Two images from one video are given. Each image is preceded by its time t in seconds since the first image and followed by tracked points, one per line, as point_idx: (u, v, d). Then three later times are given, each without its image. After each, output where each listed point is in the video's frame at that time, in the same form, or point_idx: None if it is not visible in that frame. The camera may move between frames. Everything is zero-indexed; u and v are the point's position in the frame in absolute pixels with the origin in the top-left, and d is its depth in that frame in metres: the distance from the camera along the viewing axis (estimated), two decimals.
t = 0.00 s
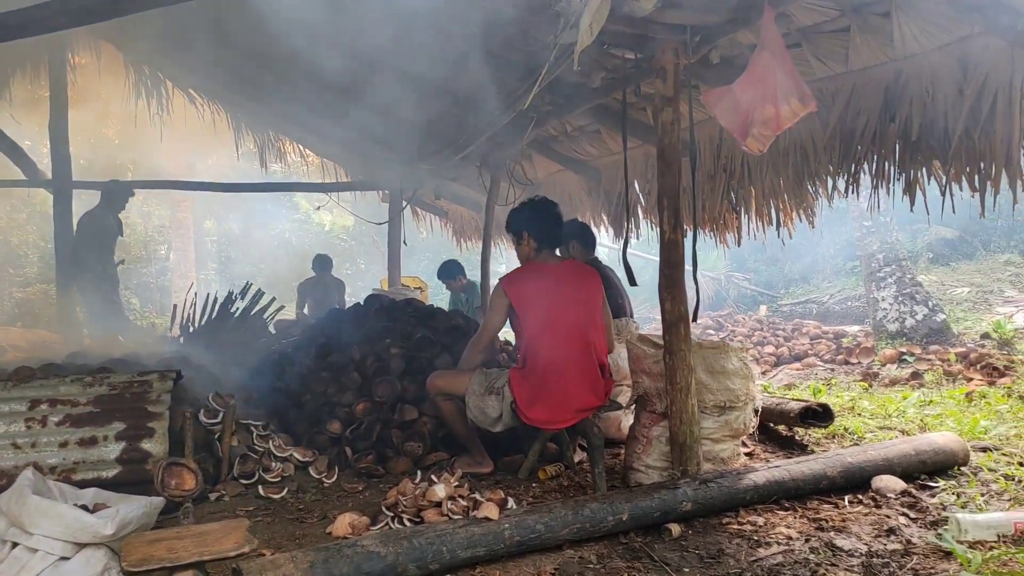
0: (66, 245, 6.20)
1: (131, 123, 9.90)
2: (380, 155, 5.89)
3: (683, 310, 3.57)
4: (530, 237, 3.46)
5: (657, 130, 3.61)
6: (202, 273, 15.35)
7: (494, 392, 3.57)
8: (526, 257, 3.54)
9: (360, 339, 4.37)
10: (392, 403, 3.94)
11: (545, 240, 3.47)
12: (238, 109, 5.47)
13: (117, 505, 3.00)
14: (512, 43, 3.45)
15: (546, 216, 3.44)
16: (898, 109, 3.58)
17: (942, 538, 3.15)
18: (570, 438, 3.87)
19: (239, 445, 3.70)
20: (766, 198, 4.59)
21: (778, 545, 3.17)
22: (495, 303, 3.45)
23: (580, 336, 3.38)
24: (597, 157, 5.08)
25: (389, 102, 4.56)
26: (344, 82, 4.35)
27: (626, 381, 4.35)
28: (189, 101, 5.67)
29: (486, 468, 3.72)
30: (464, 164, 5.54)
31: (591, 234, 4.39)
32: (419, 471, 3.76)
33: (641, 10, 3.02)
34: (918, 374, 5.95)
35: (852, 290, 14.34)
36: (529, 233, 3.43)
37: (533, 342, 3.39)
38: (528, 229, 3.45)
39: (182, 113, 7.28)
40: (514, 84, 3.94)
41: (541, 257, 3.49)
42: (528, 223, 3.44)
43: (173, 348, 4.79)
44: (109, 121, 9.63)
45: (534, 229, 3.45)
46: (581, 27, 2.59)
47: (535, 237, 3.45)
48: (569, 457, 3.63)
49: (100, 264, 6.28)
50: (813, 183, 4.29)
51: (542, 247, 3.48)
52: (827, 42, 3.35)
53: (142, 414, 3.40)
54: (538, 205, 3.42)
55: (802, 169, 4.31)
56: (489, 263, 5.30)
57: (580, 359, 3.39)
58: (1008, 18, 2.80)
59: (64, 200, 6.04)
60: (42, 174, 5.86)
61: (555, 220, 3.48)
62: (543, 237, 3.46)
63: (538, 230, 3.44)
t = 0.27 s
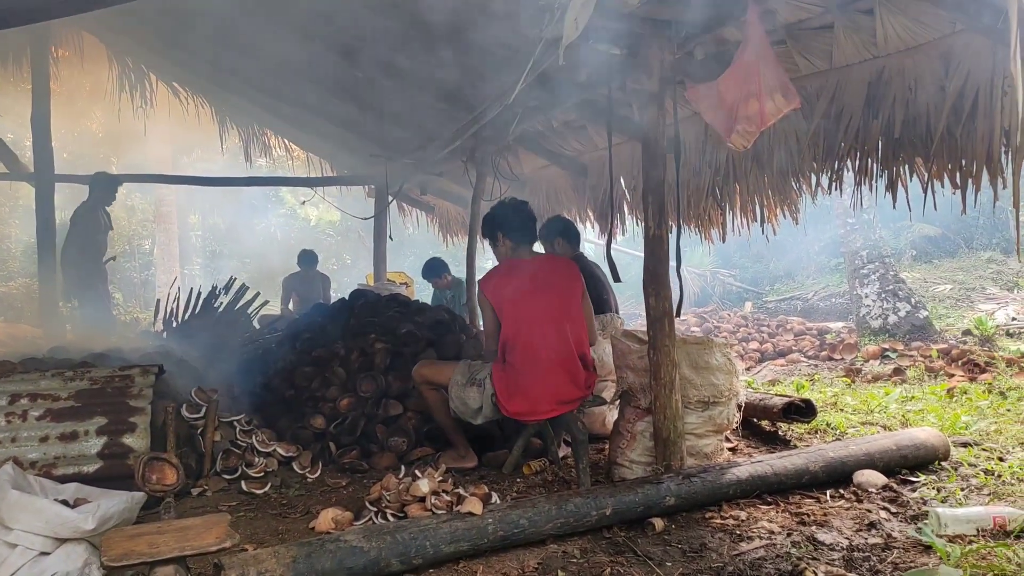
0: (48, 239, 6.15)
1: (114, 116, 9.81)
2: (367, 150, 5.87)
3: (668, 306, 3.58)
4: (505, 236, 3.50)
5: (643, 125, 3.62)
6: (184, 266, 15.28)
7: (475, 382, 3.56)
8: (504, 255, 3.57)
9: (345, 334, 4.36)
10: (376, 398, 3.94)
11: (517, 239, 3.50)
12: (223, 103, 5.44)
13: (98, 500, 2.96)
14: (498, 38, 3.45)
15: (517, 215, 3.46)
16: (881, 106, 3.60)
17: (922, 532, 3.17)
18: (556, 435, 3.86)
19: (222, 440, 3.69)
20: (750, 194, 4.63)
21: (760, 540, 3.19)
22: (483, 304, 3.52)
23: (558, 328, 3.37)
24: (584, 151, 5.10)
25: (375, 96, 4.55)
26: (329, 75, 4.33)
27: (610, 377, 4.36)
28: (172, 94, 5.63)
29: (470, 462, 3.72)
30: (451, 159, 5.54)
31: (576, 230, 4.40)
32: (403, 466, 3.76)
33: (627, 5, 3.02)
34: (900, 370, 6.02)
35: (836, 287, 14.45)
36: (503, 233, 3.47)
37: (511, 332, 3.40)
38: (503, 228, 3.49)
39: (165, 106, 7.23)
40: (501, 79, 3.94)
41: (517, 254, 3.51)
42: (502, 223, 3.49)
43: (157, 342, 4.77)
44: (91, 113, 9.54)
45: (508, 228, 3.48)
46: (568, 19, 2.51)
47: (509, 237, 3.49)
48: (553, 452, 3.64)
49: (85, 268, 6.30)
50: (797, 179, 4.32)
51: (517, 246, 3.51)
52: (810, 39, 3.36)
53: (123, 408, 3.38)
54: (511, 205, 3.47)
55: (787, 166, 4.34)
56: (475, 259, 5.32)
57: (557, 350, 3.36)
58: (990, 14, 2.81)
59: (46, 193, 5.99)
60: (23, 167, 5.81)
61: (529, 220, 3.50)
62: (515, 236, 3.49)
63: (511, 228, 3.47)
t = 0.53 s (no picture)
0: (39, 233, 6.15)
1: (103, 110, 9.76)
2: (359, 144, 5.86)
3: (659, 301, 3.58)
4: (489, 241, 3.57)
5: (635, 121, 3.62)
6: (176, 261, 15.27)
7: (465, 372, 3.55)
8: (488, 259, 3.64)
9: (336, 329, 4.36)
10: (367, 393, 3.94)
11: (502, 244, 3.59)
12: (214, 96, 5.43)
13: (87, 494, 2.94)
14: (490, 32, 3.44)
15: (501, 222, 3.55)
16: (872, 102, 3.61)
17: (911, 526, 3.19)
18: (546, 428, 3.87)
19: (212, 435, 3.68)
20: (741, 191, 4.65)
21: (750, 534, 3.21)
22: (467, 305, 3.52)
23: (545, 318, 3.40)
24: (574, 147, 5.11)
25: (367, 91, 4.54)
26: (320, 69, 4.32)
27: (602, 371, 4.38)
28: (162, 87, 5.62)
29: (461, 457, 3.72)
30: (443, 154, 5.54)
31: (567, 224, 4.42)
32: (394, 461, 3.77)
33: None
34: (890, 366, 6.06)
35: (826, 283, 14.51)
36: (486, 239, 3.56)
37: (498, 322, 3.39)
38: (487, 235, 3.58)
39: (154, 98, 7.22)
40: (492, 74, 3.93)
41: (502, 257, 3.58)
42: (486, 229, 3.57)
43: (147, 337, 4.76)
44: (80, 107, 9.48)
45: (491, 235, 3.57)
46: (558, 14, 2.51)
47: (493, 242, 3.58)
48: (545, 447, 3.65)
49: (77, 259, 6.32)
50: (789, 175, 4.34)
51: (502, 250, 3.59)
52: (801, 35, 3.37)
53: (113, 402, 3.37)
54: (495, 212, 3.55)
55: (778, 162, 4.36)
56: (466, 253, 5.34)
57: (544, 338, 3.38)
58: (981, 10, 2.82)
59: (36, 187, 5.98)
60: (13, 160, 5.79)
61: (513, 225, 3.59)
62: (500, 243, 3.59)
63: (495, 234, 3.55)
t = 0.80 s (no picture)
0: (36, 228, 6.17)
1: (99, 106, 9.75)
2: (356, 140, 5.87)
3: (655, 295, 3.59)
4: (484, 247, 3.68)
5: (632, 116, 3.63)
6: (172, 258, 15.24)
7: (461, 364, 3.56)
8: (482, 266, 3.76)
9: (332, 323, 4.36)
10: (364, 387, 3.95)
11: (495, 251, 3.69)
12: (210, 91, 5.43)
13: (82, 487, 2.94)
14: (486, 26, 3.45)
15: (494, 229, 3.65)
16: (868, 98, 3.62)
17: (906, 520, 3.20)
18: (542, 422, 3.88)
19: (208, 429, 3.69)
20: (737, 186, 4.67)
21: (746, 528, 3.21)
22: (461, 305, 3.60)
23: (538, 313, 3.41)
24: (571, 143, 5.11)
25: (364, 86, 4.55)
26: (317, 64, 4.33)
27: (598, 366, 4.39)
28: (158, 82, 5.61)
29: (457, 451, 3.73)
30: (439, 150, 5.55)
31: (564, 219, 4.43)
32: (390, 455, 3.78)
33: None
34: (886, 362, 6.07)
35: (822, 280, 14.54)
36: (478, 246, 3.68)
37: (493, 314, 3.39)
38: (480, 243, 3.68)
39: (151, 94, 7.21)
40: (489, 69, 3.94)
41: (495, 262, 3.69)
42: (480, 238, 3.67)
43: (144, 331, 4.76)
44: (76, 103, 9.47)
45: (485, 242, 3.68)
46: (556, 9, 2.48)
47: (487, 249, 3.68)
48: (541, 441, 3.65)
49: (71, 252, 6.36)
50: (784, 170, 4.36)
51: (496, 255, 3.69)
52: (796, 29, 3.38)
53: (110, 396, 3.37)
54: (488, 220, 3.66)
55: (774, 157, 4.37)
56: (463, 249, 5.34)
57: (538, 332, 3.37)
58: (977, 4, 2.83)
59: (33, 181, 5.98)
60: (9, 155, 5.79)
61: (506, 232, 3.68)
62: (494, 249, 3.69)
63: (488, 242, 3.66)
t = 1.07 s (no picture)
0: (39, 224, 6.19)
1: (99, 103, 9.76)
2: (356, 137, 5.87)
3: (655, 292, 3.59)
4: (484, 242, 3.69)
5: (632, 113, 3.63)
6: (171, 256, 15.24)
7: (462, 360, 3.56)
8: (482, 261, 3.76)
9: (333, 320, 4.36)
10: (364, 384, 3.95)
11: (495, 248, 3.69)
12: (211, 88, 5.43)
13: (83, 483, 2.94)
14: (487, 23, 3.45)
15: (494, 225, 3.65)
16: (868, 95, 3.63)
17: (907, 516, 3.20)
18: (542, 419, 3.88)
19: (209, 425, 3.69)
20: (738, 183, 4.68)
21: (746, 524, 3.21)
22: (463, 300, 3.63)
23: (542, 301, 3.41)
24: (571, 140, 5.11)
25: (364, 83, 4.55)
26: (317, 61, 4.33)
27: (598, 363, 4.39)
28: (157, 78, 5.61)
29: (457, 447, 3.73)
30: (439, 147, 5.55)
31: (564, 217, 4.43)
32: (390, 452, 3.79)
33: None
34: (886, 360, 6.08)
35: (822, 278, 14.54)
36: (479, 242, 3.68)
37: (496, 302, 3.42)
38: (481, 238, 3.70)
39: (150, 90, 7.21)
40: (489, 66, 3.94)
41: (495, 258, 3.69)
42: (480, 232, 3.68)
43: (144, 328, 4.76)
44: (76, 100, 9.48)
45: (485, 237, 3.68)
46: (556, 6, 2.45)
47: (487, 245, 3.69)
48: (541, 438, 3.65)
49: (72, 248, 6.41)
50: (784, 167, 4.36)
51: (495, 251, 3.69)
52: (797, 25, 3.38)
53: (110, 392, 3.37)
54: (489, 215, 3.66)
55: (774, 155, 4.38)
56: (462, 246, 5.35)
57: (539, 322, 3.37)
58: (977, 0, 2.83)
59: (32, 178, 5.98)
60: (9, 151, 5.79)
61: (507, 228, 3.68)
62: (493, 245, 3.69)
63: (487, 238, 3.66)
